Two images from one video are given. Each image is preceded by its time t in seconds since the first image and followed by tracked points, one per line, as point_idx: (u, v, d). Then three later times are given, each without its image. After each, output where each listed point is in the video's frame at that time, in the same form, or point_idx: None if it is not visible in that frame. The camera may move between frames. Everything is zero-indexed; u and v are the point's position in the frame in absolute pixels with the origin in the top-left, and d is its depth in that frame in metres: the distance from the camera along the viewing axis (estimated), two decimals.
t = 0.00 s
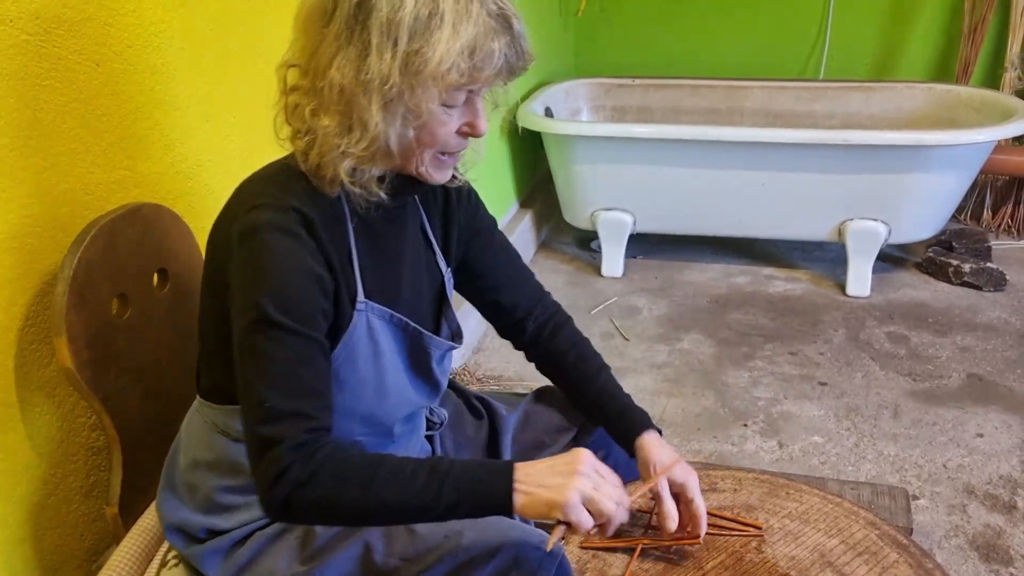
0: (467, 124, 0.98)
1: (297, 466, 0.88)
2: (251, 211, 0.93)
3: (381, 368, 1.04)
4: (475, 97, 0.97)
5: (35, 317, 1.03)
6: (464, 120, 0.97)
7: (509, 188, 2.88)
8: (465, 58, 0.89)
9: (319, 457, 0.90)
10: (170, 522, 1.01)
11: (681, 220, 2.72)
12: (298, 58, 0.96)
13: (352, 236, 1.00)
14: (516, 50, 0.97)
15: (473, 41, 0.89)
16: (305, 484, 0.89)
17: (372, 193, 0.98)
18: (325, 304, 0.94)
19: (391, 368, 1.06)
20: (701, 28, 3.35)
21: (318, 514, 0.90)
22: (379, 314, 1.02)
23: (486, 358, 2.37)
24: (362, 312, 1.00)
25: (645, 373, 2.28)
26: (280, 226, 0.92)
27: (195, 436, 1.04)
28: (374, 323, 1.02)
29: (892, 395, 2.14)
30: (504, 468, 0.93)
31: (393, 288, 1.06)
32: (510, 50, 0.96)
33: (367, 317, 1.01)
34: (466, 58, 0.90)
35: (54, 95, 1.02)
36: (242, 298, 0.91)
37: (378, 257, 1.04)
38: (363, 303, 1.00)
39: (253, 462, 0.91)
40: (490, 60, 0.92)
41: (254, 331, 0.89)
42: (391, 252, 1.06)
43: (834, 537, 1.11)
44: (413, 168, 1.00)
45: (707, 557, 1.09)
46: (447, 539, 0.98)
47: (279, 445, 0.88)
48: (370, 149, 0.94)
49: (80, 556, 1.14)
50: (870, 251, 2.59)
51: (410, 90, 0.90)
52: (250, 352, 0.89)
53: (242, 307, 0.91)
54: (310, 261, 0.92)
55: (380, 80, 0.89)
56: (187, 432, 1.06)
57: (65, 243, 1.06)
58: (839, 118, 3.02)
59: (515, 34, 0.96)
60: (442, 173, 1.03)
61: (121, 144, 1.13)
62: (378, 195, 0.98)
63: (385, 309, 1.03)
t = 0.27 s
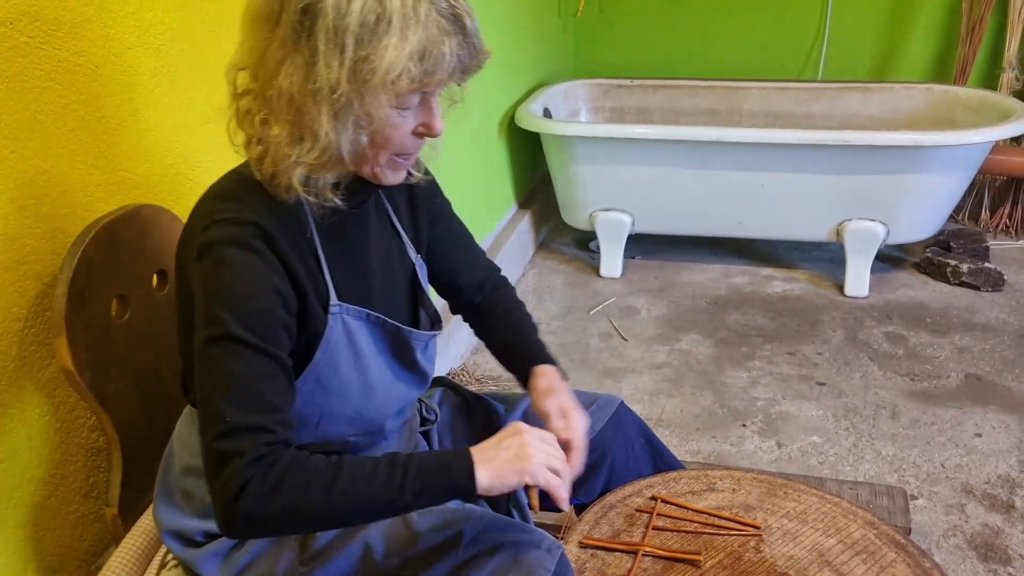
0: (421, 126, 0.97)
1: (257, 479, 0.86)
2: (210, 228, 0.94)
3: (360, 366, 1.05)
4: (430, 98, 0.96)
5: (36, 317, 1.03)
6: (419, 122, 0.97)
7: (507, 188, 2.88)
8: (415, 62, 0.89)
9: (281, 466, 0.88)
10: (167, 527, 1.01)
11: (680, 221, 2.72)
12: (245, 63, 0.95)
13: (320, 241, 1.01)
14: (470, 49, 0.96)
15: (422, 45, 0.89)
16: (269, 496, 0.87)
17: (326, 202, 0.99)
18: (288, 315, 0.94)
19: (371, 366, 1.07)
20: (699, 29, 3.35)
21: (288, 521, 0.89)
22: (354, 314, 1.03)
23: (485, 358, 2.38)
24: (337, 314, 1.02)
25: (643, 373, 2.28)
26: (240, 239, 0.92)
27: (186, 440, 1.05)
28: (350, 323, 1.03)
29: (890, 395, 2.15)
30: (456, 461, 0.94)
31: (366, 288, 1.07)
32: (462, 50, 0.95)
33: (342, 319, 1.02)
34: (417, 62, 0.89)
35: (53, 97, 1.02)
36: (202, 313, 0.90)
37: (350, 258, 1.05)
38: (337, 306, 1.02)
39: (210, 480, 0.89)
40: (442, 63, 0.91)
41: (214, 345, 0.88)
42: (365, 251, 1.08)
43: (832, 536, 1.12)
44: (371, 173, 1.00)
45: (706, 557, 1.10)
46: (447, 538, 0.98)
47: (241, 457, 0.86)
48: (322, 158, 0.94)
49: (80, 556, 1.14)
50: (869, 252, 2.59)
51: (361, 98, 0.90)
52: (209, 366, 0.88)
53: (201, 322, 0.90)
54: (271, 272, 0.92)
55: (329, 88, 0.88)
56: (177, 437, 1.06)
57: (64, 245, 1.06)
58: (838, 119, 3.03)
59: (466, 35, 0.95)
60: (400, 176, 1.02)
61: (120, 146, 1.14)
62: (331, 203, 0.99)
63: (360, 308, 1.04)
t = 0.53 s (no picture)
0: (394, 123, 0.98)
1: (205, 476, 0.86)
2: (171, 222, 0.94)
3: (342, 359, 1.05)
4: (406, 95, 0.97)
5: (37, 313, 1.03)
6: (393, 118, 0.97)
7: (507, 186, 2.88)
8: (395, 60, 0.89)
9: (231, 465, 0.88)
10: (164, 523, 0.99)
11: (681, 219, 2.72)
12: (219, 48, 0.94)
13: (288, 234, 1.01)
14: (448, 48, 0.96)
15: (403, 42, 0.89)
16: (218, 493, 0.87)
17: (293, 193, 0.98)
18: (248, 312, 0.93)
19: (353, 358, 1.07)
20: (700, 27, 3.35)
21: (237, 519, 0.88)
22: (330, 304, 1.04)
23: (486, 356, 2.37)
24: (313, 305, 1.02)
25: (644, 371, 2.28)
26: (198, 235, 0.91)
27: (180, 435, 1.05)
28: (326, 313, 1.04)
29: (891, 392, 2.14)
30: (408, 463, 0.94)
31: (342, 280, 1.08)
32: (442, 49, 0.95)
33: (318, 309, 1.03)
34: (397, 59, 0.89)
35: (53, 93, 1.02)
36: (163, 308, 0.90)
37: (322, 250, 1.05)
38: (313, 296, 1.02)
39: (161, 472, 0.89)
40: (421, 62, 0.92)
41: (172, 342, 0.88)
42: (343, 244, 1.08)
43: (833, 533, 1.11)
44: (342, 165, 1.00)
45: (707, 553, 1.09)
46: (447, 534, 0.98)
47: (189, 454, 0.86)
48: (294, 149, 0.93)
49: (81, 553, 1.14)
50: (869, 250, 2.59)
51: (338, 92, 0.90)
52: (166, 364, 0.88)
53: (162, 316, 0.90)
54: (230, 270, 0.92)
55: (306, 81, 0.88)
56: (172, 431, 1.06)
57: (64, 241, 1.06)
58: (839, 117, 3.02)
59: (446, 34, 0.95)
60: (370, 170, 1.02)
61: (119, 143, 1.14)
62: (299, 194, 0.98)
63: (336, 298, 1.05)
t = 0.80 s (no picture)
0: (390, 125, 0.98)
1: (180, 484, 0.88)
2: (161, 223, 0.93)
3: (339, 356, 1.05)
4: (403, 97, 0.97)
5: (37, 311, 1.03)
6: (390, 120, 0.97)
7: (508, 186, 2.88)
8: (393, 62, 0.89)
9: (207, 473, 0.89)
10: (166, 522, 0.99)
11: (681, 218, 2.72)
12: (216, 46, 0.94)
13: (283, 235, 1.01)
14: (446, 51, 0.96)
15: (401, 44, 0.89)
16: (195, 498, 0.89)
17: (292, 193, 0.99)
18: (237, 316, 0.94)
19: (350, 355, 1.07)
20: (700, 26, 3.35)
21: (213, 521, 0.91)
22: (325, 301, 1.04)
23: (486, 355, 2.38)
24: (308, 302, 1.02)
25: (644, 369, 2.28)
26: (187, 241, 0.91)
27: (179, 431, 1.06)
28: (321, 310, 1.03)
29: (891, 390, 2.15)
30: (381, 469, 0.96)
31: (337, 276, 1.08)
32: (439, 52, 0.95)
33: (313, 306, 1.02)
34: (394, 61, 0.89)
35: (53, 92, 1.02)
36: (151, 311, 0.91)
37: (318, 247, 1.05)
38: (308, 293, 1.02)
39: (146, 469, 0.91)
40: (418, 64, 0.91)
41: (159, 348, 0.89)
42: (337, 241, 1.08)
43: (833, 530, 1.12)
44: (339, 167, 1.00)
45: (707, 551, 1.10)
46: (448, 532, 0.99)
47: (168, 461, 0.88)
48: (291, 150, 0.93)
49: (81, 552, 1.14)
50: (869, 248, 2.59)
51: (335, 94, 0.90)
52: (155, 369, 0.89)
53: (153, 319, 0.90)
54: (217, 275, 0.91)
55: (304, 84, 0.88)
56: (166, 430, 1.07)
57: (65, 240, 1.06)
58: (839, 116, 3.03)
59: (444, 35, 0.95)
60: (365, 170, 1.02)
61: (119, 142, 1.14)
62: (296, 194, 0.99)
63: (331, 295, 1.04)
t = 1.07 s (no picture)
0: (380, 126, 0.98)
1: (172, 486, 0.89)
2: (154, 226, 0.94)
3: (335, 354, 1.06)
4: (391, 98, 0.97)
5: (41, 313, 1.04)
6: (379, 121, 0.98)
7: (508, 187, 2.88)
8: (379, 64, 0.89)
9: (197, 472, 0.90)
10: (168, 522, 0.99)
11: (681, 219, 2.73)
12: (205, 48, 0.93)
13: (278, 239, 1.01)
14: (432, 52, 0.97)
15: (387, 45, 0.89)
16: (187, 497, 0.90)
17: (284, 194, 0.99)
18: (231, 317, 0.94)
19: (346, 354, 1.07)
20: (700, 26, 3.35)
21: (205, 518, 0.91)
22: (320, 300, 1.04)
23: (486, 356, 2.38)
24: (302, 302, 1.02)
25: (644, 370, 2.28)
26: (179, 244, 0.92)
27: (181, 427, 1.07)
28: (316, 309, 1.04)
29: (891, 391, 2.15)
30: (374, 468, 0.95)
31: (332, 275, 1.08)
32: (425, 53, 0.96)
33: (308, 306, 1.03)
34: (380, 63, 0.89)
35: (57, 95, 1.03)
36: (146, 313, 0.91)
37: (313, 246, 1.06)
38: (302, 293, 1.02)
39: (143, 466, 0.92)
40: (404, 65, 0.92)
41: (154, 351, 0.90)
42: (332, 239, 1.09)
43: (833, 531, 1.12)
44: (332, 165, 1.01)
45: (708, 552, 1.10)
46: (450, 533, 0.99)
47: (162, 460, 0.89)
48: (279, 151, 0.94)
49: (85, 553, 1.14)
50: (870, 249, 2.59)
51: (322, 96, 0.90)
52: (150, 370, 0.90)
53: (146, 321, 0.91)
54: (209, 277, 0.92)
55: (292, 87, 0.88)
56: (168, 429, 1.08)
57: (68, 243, 1.07)
58: (839, 116, 3.03)
59: (430, 35, 0.96)
60: (359, 169, 1.03)
61: (123, 144, 1.14)
62: (288, 195, 0.99)
63: (325, 294, 1.05)
